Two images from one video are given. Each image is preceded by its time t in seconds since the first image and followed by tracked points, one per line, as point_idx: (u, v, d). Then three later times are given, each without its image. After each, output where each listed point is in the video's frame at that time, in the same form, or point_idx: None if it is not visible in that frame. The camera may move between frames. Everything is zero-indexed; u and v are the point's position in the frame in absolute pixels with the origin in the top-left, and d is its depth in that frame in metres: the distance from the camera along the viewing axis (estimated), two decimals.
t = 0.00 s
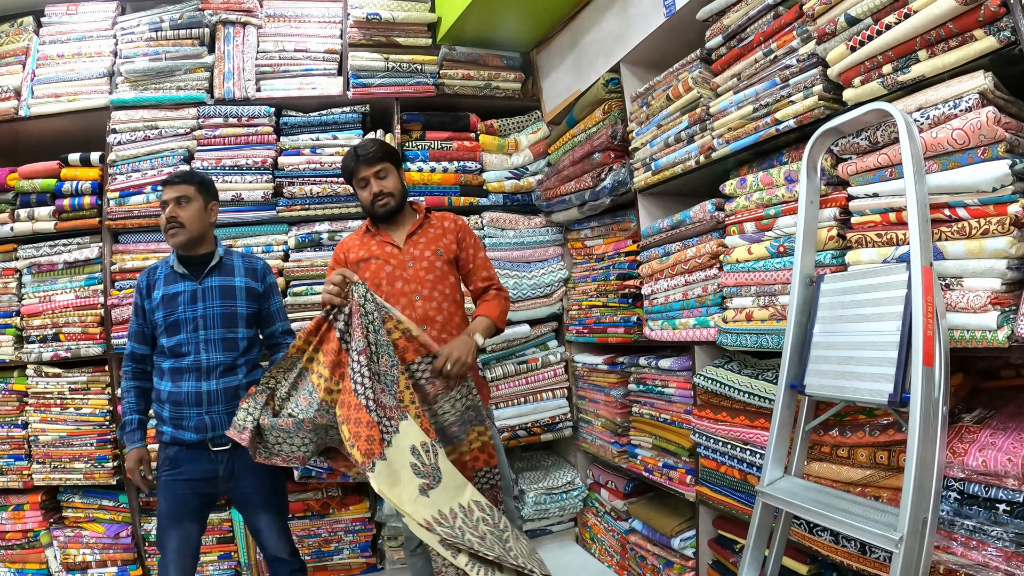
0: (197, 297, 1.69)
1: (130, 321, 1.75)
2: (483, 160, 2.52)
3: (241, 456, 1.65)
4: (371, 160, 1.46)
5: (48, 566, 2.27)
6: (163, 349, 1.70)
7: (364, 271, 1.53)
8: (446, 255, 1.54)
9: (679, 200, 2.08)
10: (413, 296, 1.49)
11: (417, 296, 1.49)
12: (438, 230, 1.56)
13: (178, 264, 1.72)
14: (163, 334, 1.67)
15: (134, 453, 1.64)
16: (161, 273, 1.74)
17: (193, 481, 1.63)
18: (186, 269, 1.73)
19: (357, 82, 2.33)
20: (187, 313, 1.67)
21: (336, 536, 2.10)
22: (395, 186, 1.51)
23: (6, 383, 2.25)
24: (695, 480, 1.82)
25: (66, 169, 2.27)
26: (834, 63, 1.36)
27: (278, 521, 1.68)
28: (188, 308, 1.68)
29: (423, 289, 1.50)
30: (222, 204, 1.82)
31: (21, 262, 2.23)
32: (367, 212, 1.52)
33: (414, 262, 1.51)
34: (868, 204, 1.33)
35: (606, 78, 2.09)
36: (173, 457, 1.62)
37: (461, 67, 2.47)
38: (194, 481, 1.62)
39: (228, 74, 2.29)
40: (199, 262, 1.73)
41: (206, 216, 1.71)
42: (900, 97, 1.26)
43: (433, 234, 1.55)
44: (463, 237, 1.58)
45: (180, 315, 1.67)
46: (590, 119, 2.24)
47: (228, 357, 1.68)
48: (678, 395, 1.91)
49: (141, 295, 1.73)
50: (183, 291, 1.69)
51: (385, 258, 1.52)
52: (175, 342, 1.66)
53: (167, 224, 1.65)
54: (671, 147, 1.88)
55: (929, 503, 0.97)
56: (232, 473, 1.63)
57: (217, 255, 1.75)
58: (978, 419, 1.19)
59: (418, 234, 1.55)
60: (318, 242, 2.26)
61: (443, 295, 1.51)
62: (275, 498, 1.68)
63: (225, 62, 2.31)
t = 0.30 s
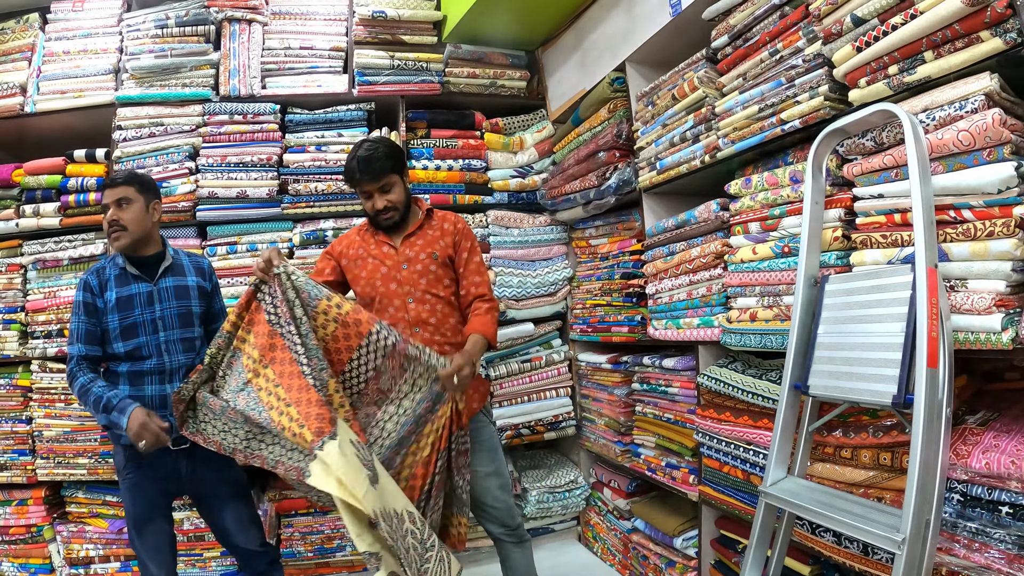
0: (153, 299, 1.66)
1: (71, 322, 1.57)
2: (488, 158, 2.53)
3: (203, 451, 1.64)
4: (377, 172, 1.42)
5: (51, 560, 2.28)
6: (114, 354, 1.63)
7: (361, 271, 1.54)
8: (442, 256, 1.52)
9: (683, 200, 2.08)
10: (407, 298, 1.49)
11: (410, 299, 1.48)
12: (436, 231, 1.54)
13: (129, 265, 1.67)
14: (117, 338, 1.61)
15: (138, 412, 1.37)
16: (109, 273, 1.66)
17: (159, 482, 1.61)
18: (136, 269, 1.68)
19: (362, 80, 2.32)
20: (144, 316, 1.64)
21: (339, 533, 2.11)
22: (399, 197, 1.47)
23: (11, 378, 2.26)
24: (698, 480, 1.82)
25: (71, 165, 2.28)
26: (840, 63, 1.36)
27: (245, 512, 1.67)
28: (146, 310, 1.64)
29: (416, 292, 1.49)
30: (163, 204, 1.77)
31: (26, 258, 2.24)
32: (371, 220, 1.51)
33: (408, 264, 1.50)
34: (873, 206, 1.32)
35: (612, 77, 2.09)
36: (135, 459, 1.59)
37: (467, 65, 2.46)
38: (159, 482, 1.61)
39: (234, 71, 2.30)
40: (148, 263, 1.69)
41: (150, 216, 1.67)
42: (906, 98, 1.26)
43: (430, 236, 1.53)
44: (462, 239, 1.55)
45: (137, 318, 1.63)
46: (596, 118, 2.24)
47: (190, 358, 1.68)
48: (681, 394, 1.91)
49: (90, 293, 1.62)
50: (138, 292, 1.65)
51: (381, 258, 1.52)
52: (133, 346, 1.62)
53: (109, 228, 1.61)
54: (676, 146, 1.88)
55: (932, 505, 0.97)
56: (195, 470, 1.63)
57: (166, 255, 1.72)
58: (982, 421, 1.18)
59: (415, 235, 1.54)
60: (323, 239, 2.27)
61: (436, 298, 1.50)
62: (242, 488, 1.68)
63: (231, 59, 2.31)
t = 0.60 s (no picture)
0: (133, 292, 1.68)
1: (50, 322, 1.52)
2: (493, 155, 2.52)
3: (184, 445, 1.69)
4: (378, 150, 1.47)
5: (52, 556, 2.28)
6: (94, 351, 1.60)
7: (351, 272, 1.51)
8: (436, 253, 1.51)
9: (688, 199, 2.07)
10: (401, 297, 1.48)
11: (406, 297, 1.47)
12: (429, 227, 1.53)
13: (105, 261, 1.67)
14: (103, 332, 1.60)
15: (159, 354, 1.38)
16: (82, 270, 1.63)
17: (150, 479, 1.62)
18: (110, 264, 1.69)
19: (367, 77, 2.33)
20: (127, 308, 1.65)
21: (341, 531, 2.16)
22: (397, 179, 1.51)
23: (14, 373, 2.26)
24: (701, 480, 1.81)
25: (75, 161, 2.29)
26: (848, 63, 1.34)
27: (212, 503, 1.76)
28: (127, 303, 1.66)
29: (411, 289, 1.48)
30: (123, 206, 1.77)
31: (29, 253, 2.24)
32: (365, 203, 1.51)
33: (402, 262, 1.49)
34: (880, 206, 1.31)
35: (617, 75, 2.07)
36: (124, 457, 1.58)
37: (472, 62, 2.44)
38: (147, 478, 1.62)
39: (239, 67, 2.29)
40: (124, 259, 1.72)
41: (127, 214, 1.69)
42: (914, 99, 1.25)
43: (423, 233, 1.52)
44: (455, 234, 1.53)
45: (120, 311, 1.65)
46: (601, 116, 2.22)
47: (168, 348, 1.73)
48: (685, 394, 1.90)
49: (71, 291, 1.58)
50: (116, 286, 1.66)
51: (374, 258, 1.51)
52: (119, 339, 1.62)
53: (98, 230, 1.61)
54: (682, 145, 1.87)
55: (937, 508, 0.96)
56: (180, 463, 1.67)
57: (136, 254, 1.76)
58: (988, 424, 1.17)
59: (408, 233, 1.52)
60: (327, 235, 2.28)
61: (432, 295, 1.49)
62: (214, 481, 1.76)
63: (235, 55, 2.31)
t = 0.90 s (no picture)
0: (110, 295, 1.76)
1: (30, 318, 1.56)
2: (497, 153, 2.51)
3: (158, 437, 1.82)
4: (395, 143, 1.50)
5: (53, 551, 2.28)
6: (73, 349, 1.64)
7: (351, 269, 1.50)
8: (435, 249, 1.51)
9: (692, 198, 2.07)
10: (399, 293, 1.47)
11: (402, 293, 1.47)
12: (430, 225, 1.54)
13: (87, 264, 1.73)
14: (86, 331, 1.66)
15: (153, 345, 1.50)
16: (64, 272, 1.67)
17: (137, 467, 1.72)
18: (91, 267, 1.74)
19: (371, 73, 2.33)
20: (107, 310, 1.72)
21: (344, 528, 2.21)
22: (408, 175, 1.52)
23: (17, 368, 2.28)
24: (702, 480, 1.81)
25: (78, 156, 2.30)
26: (852, 62, 1.34)
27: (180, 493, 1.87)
28: (107, 305, 1.73)
29: (409, 286, 1.47)
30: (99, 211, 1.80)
31: (32, 248, 2.26)
32: (371, 192, 1.52)
33: (401, 258, 1.49)
34: (884, 207, 1.31)
35: (621, 74, 2.06)
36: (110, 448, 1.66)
37: (475, 60, 2.44)
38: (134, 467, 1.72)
39: (242, 63, 2.30)
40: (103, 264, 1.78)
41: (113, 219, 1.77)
42: (919, 99, 1.24)
43: (423, 230, 1.53)
44: (456, 234, 1.55)
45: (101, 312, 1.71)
46: (605, 114, 2.21)
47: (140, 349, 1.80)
48: (687, 394, 1.89)
49: (51, 291, 1.61)
50: (97, 288, 1.72)
51: (374, 254, 1.50)
52: (100, 338, 1.68)
53: (95, 233, 1.68)
54: (686, 144, 1.87)
55: (939, 510, 0.96)
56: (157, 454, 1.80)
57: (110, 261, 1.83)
58: (990, 426, 1.17)
59: (408, 229, 1.53)
60: (330, 232, 2.29)
61: (429, 292, 1.49)
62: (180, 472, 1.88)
63: (239, 51, 2.31)
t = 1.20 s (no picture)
0: (73, 295, 1.86)
1: None
2: (498, 152, 2.52)
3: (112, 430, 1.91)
4: (411, 138, 1.53)
5: (54, 547, 2.28)
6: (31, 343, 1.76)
7: (365, 263, 1.54)
8: (445, 247, 1.51)
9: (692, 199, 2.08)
10: (406, 290, 1.47)
11: (409, 291, 1.46)
12: (441, 222, 1.54)
13: (54, 265, 1.84)
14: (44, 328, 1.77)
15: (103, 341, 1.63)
16: (30, 270, 1.78)
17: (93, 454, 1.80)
18: (56, 268, 1.85)
19: (373, 72, 2.34)
20: (67, 310, 1.83)
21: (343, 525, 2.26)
22: (422, 171, 1.54)
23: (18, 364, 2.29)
24: (701, 480, 1.82)
25: (80, 154, 2.31)
26: (853, 64, 1.34)
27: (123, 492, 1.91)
28: (68, 305, 1.84)
29: (416, 283, 1.47)
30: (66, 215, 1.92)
31: (35, 245, 2.28)
32: (385, 187, 1.53)
33: (410, 255, 1.49)
34: (884, 209, 1.31)
35: (623, 74, 2.06)
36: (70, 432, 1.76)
37: (477, 60, 2.45)
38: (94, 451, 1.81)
39: (244, 61, 2.31)
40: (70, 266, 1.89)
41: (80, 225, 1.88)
42: (919, 101, 1.25)
43: (434, 227, 1.52)
44: (467, 232, 1.54)
45: (62, 311, 1.82)
46: (606, 115, 2.22)
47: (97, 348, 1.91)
48: (686, 394, 1.90)
49: (15, 288, 1.73)
50: (61, 288, 1.83)
51: (384, 250, 1.52)
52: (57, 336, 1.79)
53: (65, 238, 1.80)
54: (686, 145, 1.87)
55: (935, 511, 0.97)
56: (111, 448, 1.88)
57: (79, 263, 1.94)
58: (988, 428, 1.18)
59: (419, 227, 1.54)
60: (331, 231, 2.30)
61: (436, 290, 1.48)
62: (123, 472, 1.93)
63: (241, 49, 2.32)
